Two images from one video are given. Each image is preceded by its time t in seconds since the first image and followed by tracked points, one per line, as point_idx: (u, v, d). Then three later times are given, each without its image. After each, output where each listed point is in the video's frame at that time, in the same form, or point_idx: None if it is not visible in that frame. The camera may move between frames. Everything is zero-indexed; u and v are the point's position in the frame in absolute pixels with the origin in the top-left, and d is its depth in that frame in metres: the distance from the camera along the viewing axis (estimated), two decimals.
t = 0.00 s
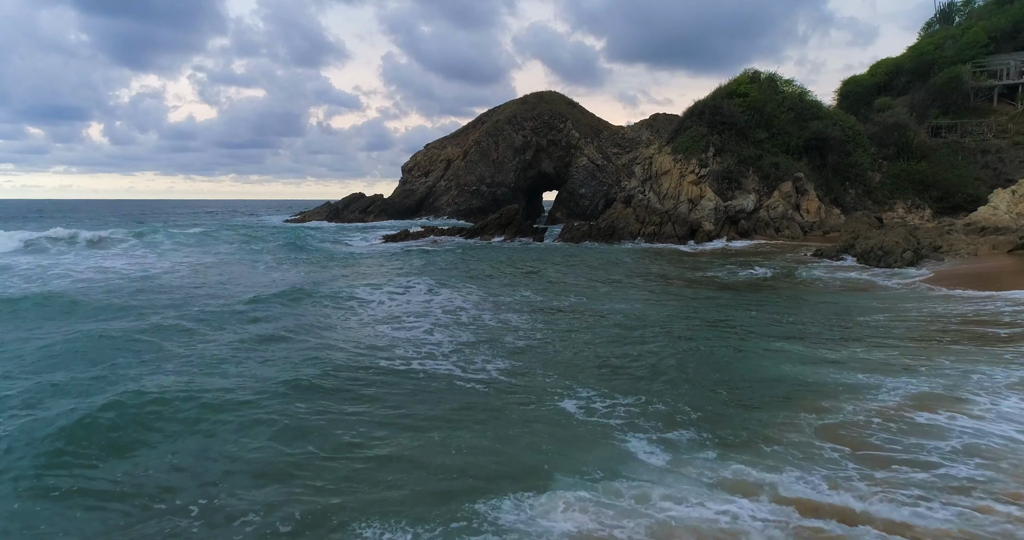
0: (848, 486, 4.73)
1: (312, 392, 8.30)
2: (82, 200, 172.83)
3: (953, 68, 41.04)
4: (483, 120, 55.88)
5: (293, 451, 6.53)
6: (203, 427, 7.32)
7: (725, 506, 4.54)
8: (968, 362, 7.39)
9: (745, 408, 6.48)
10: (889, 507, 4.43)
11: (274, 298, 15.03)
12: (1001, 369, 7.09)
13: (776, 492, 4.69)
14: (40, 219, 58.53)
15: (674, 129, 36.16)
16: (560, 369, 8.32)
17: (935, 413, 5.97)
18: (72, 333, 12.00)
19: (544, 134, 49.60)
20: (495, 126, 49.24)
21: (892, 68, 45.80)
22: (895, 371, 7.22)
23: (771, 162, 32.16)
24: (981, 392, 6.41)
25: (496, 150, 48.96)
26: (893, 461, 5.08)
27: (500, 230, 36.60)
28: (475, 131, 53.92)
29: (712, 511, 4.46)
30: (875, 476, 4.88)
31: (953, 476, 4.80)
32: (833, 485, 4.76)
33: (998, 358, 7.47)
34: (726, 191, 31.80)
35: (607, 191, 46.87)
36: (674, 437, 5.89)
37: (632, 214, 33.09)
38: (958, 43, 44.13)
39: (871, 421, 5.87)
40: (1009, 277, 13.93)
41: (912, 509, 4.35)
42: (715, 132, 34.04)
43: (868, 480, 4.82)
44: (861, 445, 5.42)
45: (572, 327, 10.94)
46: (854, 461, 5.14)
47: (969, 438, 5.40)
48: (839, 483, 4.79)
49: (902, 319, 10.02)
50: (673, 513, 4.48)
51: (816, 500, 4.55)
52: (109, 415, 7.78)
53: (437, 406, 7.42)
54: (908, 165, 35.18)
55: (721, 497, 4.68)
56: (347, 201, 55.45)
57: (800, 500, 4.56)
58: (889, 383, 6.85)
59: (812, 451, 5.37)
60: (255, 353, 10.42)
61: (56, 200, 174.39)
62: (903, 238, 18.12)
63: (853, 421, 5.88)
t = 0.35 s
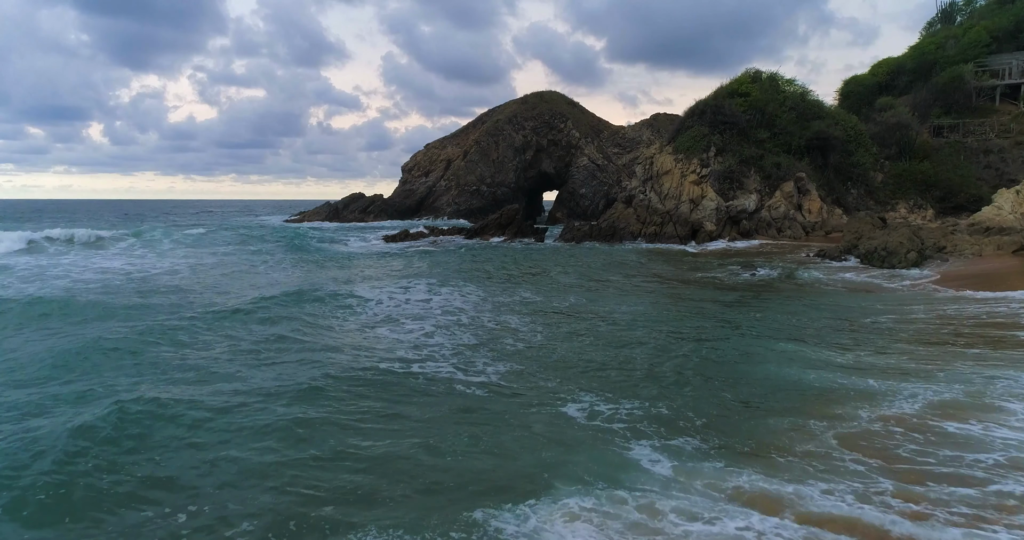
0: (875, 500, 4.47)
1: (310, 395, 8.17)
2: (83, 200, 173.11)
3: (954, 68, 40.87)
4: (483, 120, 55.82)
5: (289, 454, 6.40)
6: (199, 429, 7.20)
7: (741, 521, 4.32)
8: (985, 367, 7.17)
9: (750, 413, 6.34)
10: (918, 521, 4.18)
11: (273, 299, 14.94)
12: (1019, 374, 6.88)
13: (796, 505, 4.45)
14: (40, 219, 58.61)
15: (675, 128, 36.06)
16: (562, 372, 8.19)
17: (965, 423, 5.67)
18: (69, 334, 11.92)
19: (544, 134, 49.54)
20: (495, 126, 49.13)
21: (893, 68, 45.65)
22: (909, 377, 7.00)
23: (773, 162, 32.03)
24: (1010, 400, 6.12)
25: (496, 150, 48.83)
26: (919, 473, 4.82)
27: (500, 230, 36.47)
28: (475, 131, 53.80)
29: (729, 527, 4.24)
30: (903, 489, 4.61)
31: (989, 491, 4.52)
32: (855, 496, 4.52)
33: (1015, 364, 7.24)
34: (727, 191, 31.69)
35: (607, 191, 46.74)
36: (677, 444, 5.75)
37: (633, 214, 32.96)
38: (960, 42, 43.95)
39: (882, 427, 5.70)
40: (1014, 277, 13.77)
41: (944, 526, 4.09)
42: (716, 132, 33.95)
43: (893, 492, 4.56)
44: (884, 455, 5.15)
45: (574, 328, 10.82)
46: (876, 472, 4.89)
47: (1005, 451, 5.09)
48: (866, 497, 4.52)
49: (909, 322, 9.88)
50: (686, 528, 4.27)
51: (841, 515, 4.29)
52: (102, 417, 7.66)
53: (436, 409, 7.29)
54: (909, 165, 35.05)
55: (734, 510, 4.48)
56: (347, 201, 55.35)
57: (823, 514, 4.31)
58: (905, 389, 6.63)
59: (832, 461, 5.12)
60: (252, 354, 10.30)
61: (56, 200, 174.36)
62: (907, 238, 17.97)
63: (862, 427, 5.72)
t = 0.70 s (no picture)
0: (899, 515, 4.24)
1: (308, 399, 7.97)
2: (82, 200, 172.90)
3: (956, 67, 40.69)
4: (483, 120, 55.66)
5: (285, 460, 6.21)
6: (193, 433, 7.00)
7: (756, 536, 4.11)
8: (1004, 374, 6.94)
9: (757, 419, 6.17)
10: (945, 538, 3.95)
11: (272, 300, 14.78)
12: None
13: (814, 520, 4.23)
14: (39, 219, 58.44)
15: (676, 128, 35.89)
16: (565, 375, 8.02)
17: (993, 434, 5.41)
18: (65, 335, 11.76)
19: (544, 134, 49.41)
20: (495, 126, 48.96)
21: (895, 67, 45.49)
22: (925, 384, 6.78)
23: (775, 162, 31.86)
24: None
25: (496, 150, 48.66)
26: (945, 487, 4.58)
27: (500, 230, 36.29)
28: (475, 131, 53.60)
29: None
30: (930, 504, 4.36)
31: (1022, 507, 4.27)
32: (879, 512, 4.29)
33: None
34: (729, 191, 31.54)
35: (608, 191, 46.59)
36: (685, 452, 5.56)
37: (634, 214, 32.78)
38: (962, 41, 43.77)
39: (896, 434, 5.52)
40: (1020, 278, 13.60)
41: None
42: (718, 131, 33.75)
43: (917, 507, 4.34)
44: (906, 467, 4.92)
45: (577, 330, 10.66)
46: (898, 484, 4.66)
47: None
48: (889, 511, 4.30)
49: (917, 324, 9.71)
50: None
51: (862, 532, 4.08)
52: (94, 421, 7.47)
53: (438, 413, 7.11)
54: (911, 165, 34.90)
55: (748, 525, 4.27)
56: (347, 201, 55.19)
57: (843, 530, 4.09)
58: (921, 396, 6.41)
59: (851, 472, 4.90)
60: (249, 357, 10.11)
61: (57, 200, 174.48)
62: (911, 238, 17.81)
63: (876, 435, 5.54)
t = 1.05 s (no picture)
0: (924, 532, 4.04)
1: (306, 401, 7.83)
2: (84, 201, 173.18)
3: (958, 66, 40.49)
4: (483, 120, 55.53)
5: (281, 463, 6.06)
6: (189, 435, 6.86)
7: None
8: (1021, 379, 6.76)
9: (762, 424, 6.05)
10: None
11: (272, 301, 14.65)
12: None
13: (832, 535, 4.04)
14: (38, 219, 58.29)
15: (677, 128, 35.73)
16: (567, 378, 7.91)
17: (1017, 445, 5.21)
18: (61, 335, 11.64)
19: (544, 134, 49.28)
20: (495, 126, 48.81)
21: (896, 67, 45.33)
22: (937, 390, 6.62)
23: (776, 161, 31.69)
24: None
25: (497, 149, 48.50)
26: (971, 500, 4.39)
27: (500, 230, 36.13)
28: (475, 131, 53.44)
29: None
30: (955, 520, 4.17)
31: None
32: (902, 527, 4.09)
33: None
34: (730, 191, 31.38)
35: (609, 191, 46.44)
36: (693, 460, 5.39)
37: (635, 214, 32.65)
38: (964, 41, 43.58)
39: (910, 443, 5.35)
40: None
41: None
42: (719, 131, 33.59)
43: (941, 522, 4.15)
44: (927, 479, 4.72)
45: (581, 331, 10.53)
46: (922, 497, 4.47)
47: None
48: (912, 527, 4.10)
49: (922, 326, 9.61)
50: None
51: None
52: (89, 423, 7.35)
53: (438, 417, 6.97)
54: (913, 165, 34.75)
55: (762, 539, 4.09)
56: (347, 201, 55.05)
57: None
58: (935, 403, 6.23)
59: (869, 484, 4.71)
60: (248, 357, 9.97)
61: (58, 201, 174.91)
62: (915, 239, 17.64)
63: (889, 443, 5.37)
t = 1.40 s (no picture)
0: None
1: (303, 406, 7.64)
2: (83, 201, 173.02)
3: (960, 66, 40.33)
4: (483, 119, 55.39)
5: (278, 470, 5.87)
6: (183, 440, 6.67)
7: None
8: None
9: (771, 430, 5.89)
10: None
11: (270, 302, 14.50)
12: None
13: None
14: (37, 220, 58.13)
15: (678, 127, 35.57)
16: (570, 382, 7.75)
17: None
18: (56, 336, 11.48)
19: (544, 134, 49.16)
20: (495, 126, 48.65)
21: (898, 66, 45.17)
22: (954, 397, 6.44)
23: (778, 161, 31.54)
24: None
25: (497, 149, 48.35)
26: (999, 516, 4.19)
27: (501, 231, 35.98)
28: (475, 131, 53.27)
29: None
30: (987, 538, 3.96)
31: None
32: None
33: None
34: (732, 191, 31.22)
35: (609, 191, 46.28)
36: (703, 469, 5.22)
37: (636, 214, 32.50)
38: (966, 40, 43.42)
39: (927, 453, 5.17)
40: None
41: None
42: (721, 131, 33.44)
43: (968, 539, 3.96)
44: (951, 492, 4.54)
45: (583, 334, 10.39)
46: (948, 512, 4.27)
47: None
48: None
49: (929, 328, 9.47)
50: None
51: None
52: (82, 428, 7.16)
53: (439, 422, 6.78)
54: (915, 165, 34.61)
55: None
56: (347, 201, 54.89)
57: None
58: (953, 411, 6.05)
59: (891, 497, 4.52)
60: (245, 360, 9.79)
61: (57, 201, 174.81)
62: (920, 239, 17.45)
63: (906, 453, 5.20)
